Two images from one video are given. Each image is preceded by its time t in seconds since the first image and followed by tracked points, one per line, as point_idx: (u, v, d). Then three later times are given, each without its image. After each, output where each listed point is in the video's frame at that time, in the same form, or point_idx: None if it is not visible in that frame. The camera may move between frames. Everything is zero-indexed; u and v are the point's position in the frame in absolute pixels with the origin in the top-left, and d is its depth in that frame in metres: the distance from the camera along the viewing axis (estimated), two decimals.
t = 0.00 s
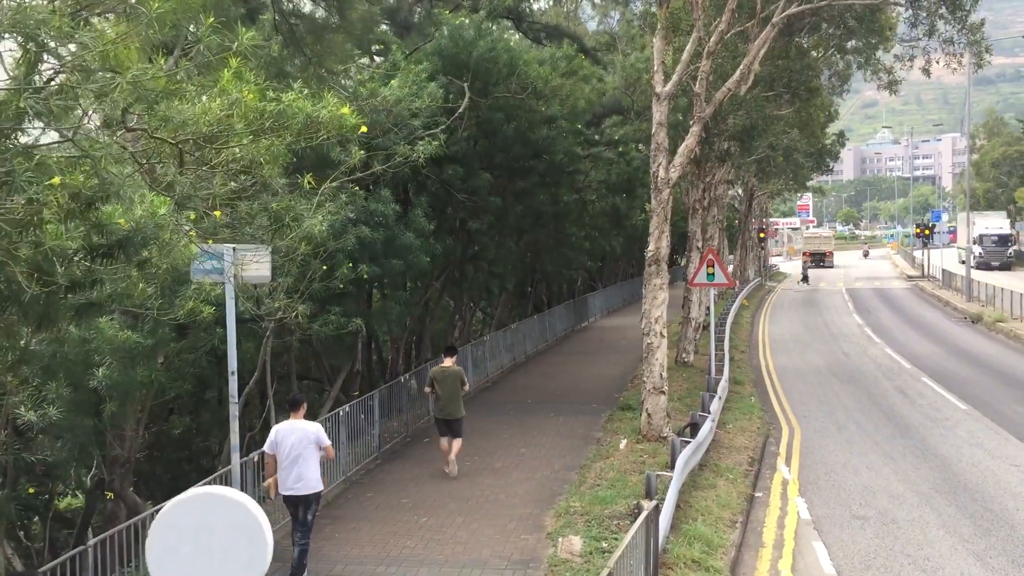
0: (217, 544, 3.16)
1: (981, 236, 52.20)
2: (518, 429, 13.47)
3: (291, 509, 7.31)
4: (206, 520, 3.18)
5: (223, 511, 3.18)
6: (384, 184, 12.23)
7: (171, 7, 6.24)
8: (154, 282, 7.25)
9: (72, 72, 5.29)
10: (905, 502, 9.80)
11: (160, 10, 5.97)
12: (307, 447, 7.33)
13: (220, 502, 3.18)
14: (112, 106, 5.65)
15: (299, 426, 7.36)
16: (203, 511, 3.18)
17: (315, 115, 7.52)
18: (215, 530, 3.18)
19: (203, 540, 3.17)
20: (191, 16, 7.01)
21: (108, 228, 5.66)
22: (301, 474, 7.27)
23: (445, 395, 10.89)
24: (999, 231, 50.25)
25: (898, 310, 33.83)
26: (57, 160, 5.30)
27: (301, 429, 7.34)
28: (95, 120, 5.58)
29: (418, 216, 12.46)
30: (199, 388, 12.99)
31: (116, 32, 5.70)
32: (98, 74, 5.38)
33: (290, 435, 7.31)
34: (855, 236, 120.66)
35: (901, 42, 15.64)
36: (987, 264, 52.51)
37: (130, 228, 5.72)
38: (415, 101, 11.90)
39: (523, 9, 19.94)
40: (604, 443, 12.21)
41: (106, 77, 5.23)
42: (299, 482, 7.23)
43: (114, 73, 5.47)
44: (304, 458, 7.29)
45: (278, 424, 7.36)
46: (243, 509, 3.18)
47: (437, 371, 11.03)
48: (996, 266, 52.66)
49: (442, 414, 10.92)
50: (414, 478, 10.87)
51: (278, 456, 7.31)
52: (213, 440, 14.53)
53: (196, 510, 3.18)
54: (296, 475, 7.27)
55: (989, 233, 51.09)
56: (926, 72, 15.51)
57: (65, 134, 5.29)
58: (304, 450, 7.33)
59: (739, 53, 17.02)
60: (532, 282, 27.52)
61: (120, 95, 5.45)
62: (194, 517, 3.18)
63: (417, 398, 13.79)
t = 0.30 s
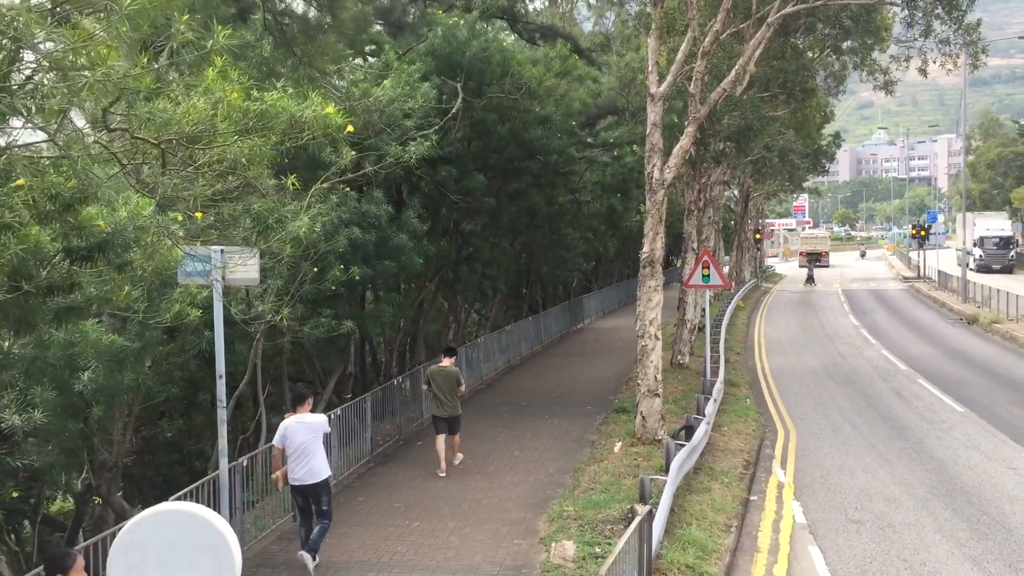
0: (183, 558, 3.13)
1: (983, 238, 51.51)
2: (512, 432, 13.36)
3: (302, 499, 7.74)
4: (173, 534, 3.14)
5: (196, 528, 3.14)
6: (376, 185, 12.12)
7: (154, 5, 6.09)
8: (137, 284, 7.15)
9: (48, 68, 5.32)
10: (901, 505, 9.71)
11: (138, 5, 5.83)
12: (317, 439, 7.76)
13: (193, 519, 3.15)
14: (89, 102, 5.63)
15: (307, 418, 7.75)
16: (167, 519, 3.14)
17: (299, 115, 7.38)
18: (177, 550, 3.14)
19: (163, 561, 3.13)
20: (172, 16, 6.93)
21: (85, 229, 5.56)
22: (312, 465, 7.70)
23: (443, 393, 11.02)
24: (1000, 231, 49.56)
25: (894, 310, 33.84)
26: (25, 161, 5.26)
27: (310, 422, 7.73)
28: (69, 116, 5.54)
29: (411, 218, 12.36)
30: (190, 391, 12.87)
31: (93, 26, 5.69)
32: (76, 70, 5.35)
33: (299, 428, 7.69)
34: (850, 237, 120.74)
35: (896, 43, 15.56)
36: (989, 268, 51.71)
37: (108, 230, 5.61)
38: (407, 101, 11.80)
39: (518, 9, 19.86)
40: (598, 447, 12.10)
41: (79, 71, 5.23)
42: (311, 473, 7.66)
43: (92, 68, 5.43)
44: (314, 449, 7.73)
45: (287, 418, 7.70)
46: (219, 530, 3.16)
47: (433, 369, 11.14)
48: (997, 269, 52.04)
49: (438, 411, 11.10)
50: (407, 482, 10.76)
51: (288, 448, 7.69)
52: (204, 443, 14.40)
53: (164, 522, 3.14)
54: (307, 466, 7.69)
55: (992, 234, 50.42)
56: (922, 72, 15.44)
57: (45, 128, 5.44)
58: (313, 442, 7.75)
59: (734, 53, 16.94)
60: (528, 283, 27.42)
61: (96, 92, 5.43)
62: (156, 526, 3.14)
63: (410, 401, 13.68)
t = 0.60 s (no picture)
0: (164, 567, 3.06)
1: (986, 238, 50.62)
2: (509, 432, 13.28)
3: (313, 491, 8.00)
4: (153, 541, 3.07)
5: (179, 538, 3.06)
6: (372, 184, 12.04)
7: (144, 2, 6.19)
8: (129, 283, 7.08)
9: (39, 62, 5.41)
10: (900, 506, 9.65)
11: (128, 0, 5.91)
12: (326, 432, 8.02)
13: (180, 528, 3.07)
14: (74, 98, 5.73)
15: (316, 413, 7.99)
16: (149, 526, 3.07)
17: (290, 111, 7.25)
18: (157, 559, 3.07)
19: (142, 567, 3.07)
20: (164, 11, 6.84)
21: (73, 228, 5.61)
22: (322, 458, 7.97)
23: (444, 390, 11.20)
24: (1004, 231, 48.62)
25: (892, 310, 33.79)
26: (6, 156, 5.28)
27: (320, 416, 7.98)
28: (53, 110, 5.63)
29: (407, 217, 12.29)
30: (185, 390, 12.77)
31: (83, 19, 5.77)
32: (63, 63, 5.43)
33: (309, 422, 7.93)
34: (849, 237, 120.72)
35: (896, 41, 15.49)
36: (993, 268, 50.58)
37: (96, 228, 5.64)
38: (403, 98, 11.72)
39: (516, 8, 19.81)
40: (596, 447, 12.02)
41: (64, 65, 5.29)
42: (321, 466, 7.92)
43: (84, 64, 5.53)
44: (324, 443, 7.99)
45: (297, 413, 7.96)
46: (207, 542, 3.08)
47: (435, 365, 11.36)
48: (1002, 270, 51.10)
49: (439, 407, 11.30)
50: (403, 483, 10.68)
51: (298, 442, 7.95)
52: (200, 443, 14.32)
53: (150, 529, 3.07)
54: (317, 459, 7.95)
55: (995, 233, 49.69)
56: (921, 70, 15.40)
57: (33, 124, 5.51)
58: (323, 436, 8.00)
59: (733, 51, 16.86)
60: (525, 282, 27.35)
61: (83, 88, 5.50)
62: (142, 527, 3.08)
63: (408, 401, 13.61)
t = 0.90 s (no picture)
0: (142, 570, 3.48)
1: (990, 239, 48.83)
2: (506, 433, 13.23)
3: (323, 479, 8.41)
4: (130, 548, 3.48)
5: (156, 545, 3.47)
6: (368, 183, 11.99)
7: None
8: (121, 284, 7.03)
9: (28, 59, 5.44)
10: (899, 507, 9.61)
11: None
12: (337, 422, 8.47)
13: (158, 535, 3.48)
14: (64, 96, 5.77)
15: (328, 403, 8.46)
16: (125, 534, 3.47)
17: (282, 109, 7.24)
18: (136, 566, 3.48)
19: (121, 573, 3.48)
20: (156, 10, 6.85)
21: (62, 228, 5.61)
22: (333, 446, 8.40)
23: (443, 383, 11.54)
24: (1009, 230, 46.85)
25: (890, 310, 33.78)
26: None
27: (331, 406, 8.43)
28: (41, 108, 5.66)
29: (404, 216, 12.25)
30: (181, 390, 12.71)
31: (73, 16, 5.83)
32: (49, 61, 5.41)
33: (321, 412, 8.40)
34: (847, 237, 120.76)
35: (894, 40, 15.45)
36: (997, 270, 48.66)
37: (86, 227, 5.61)
38: (400, 97, 11.68)
39: (514, 7, 19.78)
40: (593, 448, 11.97)
41: (51, 60, 5.33)
42: (332, 454, 8.35)
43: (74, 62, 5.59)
44: (335, 431, 8.42)
45: (310, 403, 8.42)
46: (186, 546, 3.51)
47: (435, 361, 11.69)
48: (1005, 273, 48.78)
49: (438, 402, 11.61)
50: (400, 484, 10.63)
51: (311, 430, 8.41)
52: (196, 444, 14.25)
53: (131, 537, 3.48)
54: (328, 447, 8.39)
55: (1000, 233, 48.01)
56: (920, 70, 15.37)
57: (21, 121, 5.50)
58: (334, 425, 8.47)
59: (731, 50, 16.82)
60: (523, 282, 27.32)
61: (73, 85, 5.55)
62: (121, 533, 3.49)
63: (404, 401, 13.56)
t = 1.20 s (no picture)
0: None
1: (996, 240, 47.08)
2: (505, 433, 13.22)
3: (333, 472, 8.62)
4: (122, 553, 3.51)
5: (145, 551, 3.49)
6: (366, 183, 11.95)
7: None
8: (117, 284, 7.01)
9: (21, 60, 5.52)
10: (898, 508, 9.59)
11: None
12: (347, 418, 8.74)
13: (149, 543, 3.50)
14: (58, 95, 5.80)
15: (338, 401, 8.73)
16: (116, 541, 3.49)
17: (276, 109, 7.24)
18: (126, 572, 3.51)
19: None
20: (151, 10, 6.86)
21: (56, 228, 5.61)
22: (343, 441, 8.65)
23: (444, 376, 11.86)
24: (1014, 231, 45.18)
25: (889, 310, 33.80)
26: None
27: (342, 403, 8.73)
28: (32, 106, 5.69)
29: (402, 217, 12.22)
30: (178, 391, 12.68)
31: (64, 14, 5.87)
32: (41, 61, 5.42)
33: (334, 408, 8.66)
34: (846, 237, 120.74)
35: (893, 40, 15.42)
36: (1004, 273, 46.85)
37: (79, 228, 5.59)
38: (398, 98, 11.64)
39: (513, 8, 19.77)
40: (592, 449, 11.95)
41: (43, 60, 5.34)
42: (343, 448, 8.58)
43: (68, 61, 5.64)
44: (346, 427, 8.70)
45: (320, 401, 8.68)
46: (178, 554, 3.53)
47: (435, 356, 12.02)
48: (1014, 275, 46.92)
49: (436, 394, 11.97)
50: (399, 485, 10.60)
51: (324, 426, 8.64)
52: (194, 445, 14.22)
53: (119, 543, 3.50)
54: (339, 442, 8.63)
55: (1007, 234, 46.30)
56: (920, 70, 15.36)
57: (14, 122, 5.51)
58: (344, 422, 8.71)
59: (730, 50, 16.81)
60: (522, 283, 27.31)
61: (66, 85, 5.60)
62: (112, 539, 3.52)
63: (403, 402, 13.53)
